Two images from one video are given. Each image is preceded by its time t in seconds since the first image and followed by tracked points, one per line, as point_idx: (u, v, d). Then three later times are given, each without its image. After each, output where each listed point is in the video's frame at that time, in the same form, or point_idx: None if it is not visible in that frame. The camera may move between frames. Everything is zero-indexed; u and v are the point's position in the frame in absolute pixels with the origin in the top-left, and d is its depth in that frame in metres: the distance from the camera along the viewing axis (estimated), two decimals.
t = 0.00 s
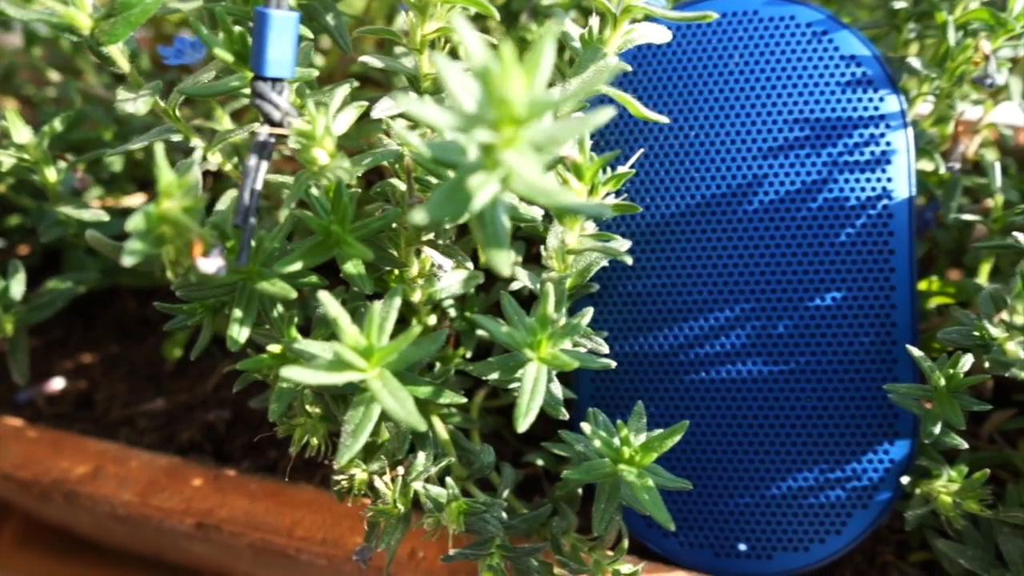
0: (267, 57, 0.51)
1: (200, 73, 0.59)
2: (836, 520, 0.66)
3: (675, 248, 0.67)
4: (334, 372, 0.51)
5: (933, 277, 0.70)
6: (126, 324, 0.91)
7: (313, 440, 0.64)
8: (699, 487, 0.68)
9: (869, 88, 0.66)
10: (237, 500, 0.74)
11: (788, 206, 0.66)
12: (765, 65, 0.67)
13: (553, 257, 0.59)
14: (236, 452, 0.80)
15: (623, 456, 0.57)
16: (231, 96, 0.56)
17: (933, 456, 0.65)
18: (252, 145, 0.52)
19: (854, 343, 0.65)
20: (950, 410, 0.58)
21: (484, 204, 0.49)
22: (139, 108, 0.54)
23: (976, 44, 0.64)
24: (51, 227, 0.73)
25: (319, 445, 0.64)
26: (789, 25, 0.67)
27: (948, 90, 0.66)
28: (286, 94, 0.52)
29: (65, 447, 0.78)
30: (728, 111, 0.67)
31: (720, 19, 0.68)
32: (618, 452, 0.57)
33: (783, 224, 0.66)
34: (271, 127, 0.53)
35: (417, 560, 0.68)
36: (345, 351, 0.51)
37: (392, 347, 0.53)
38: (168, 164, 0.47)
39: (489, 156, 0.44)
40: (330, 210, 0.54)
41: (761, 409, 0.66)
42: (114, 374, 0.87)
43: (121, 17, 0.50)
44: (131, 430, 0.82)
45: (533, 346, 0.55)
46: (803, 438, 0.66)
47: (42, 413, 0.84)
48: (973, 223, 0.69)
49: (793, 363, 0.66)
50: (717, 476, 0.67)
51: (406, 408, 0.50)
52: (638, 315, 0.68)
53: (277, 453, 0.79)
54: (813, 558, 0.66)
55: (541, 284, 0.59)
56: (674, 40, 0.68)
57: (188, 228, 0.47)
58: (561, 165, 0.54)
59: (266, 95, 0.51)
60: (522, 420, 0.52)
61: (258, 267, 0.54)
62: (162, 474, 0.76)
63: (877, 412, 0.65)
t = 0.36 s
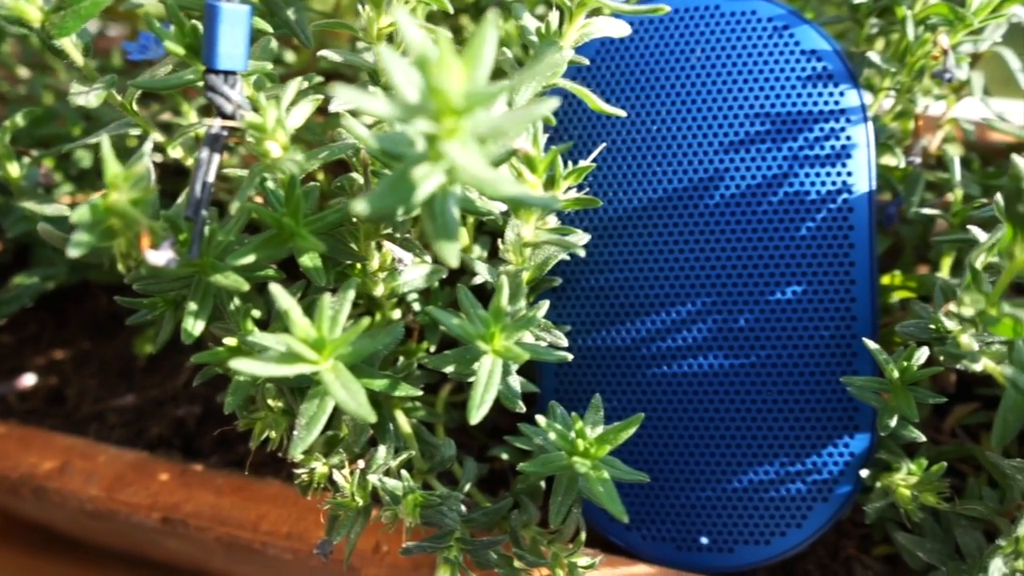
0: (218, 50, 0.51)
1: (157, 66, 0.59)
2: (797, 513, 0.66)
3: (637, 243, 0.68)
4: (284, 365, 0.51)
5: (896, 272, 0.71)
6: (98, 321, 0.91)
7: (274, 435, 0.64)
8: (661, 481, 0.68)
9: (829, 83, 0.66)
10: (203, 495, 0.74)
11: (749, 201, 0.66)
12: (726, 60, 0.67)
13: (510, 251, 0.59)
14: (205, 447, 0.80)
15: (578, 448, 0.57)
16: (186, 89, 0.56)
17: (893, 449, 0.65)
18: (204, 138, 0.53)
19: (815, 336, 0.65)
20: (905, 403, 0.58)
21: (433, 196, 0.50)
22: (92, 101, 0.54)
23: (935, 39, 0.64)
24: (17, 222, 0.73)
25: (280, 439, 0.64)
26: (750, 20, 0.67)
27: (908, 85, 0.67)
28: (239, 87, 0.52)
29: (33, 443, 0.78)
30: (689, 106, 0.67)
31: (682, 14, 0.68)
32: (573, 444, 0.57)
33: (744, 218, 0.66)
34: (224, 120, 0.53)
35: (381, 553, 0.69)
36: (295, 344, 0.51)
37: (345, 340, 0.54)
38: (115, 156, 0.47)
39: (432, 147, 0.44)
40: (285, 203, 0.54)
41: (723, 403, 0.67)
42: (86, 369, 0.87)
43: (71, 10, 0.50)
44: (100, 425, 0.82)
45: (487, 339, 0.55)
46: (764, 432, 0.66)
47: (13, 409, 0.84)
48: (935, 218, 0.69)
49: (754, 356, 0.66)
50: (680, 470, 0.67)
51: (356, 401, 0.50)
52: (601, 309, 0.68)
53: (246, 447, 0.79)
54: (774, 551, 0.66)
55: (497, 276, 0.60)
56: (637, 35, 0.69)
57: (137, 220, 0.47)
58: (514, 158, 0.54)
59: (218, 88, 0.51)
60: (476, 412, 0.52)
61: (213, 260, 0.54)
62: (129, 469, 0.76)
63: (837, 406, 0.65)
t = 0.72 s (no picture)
0: (165, 44, 0.51)
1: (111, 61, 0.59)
2: (756, 507, 0.66)
3: (598, 237, 0.68)
4: (234, 360, 0.51)
5: (857, 267, 0.71)
6: (70, 317, 0.91)
7: (233, 429, 0.64)
8: (622, 475, 0.68)
9: (788, 78, 0.66)
10: (169, 490, 0.74)
11: (708, 195, 0.66)
12: (685, 55, 0.67)
13: (465, 246, 0.59)
14: (174, 442, 0.80)
15: (531, 443, 0.57)
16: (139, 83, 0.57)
17: (851, 443, 0.65)
18: (154, 133, 0.53)
19: (773, 331, 0.65)
20: (858, 396, 0.58)
21: (381, 191, 0.50)
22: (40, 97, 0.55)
23: (891, 34, 0.64)
24: None
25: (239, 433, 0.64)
26: (710, 16, 0.67)
27: (866, 80, 0.67)
28: (189, 81, 0.52)
29: None
30: (649, 101, 0.67)
31: (643, 9, 0.68)
32: (526, 438, 0.57)
33: (703, 213, 0.66)
34: (173, 114, 0.53)
35: (344, 548, 0.69)
36: (245, 340, 0.51)
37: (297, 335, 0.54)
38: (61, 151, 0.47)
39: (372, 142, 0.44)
40: (237, 199, 0.55)
41: (682, 397, 0.67)
42: (56, 365, 0.87)
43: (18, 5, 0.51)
44: (69, 421, 0.82)
45: (439, 334, 0.55)
46: (723, 426, 0.66)
47: None
48: (895, 213, 0.70)
49: (714, 351, 0.66)
50: (640, 464, 0.68)
51: (305, 396, 0.51)
52: (562, 304, 0.68)
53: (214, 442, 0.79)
54: (733, 544, 0.66)
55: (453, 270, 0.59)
56: (598, 30, 0.69)
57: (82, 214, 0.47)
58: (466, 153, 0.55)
59: (166, 82, 0.51)
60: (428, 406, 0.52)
61: (165, 254, 0.55)
62: (96, 464, 0.76)
63: (795, 400, 0.65)
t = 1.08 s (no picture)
0: (121, 41, 0.52)
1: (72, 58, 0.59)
2: (719, 501, 0.66)
3: (562, 234, 0.68)
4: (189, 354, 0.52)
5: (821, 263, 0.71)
6: (43, 315, 0.91)
7: (197, 424, 0.64)
8: (586, 470, 0.68)
9: (749, 75, 0.66)
10: (138, 486, 0.74)
11: (670, 191, 0.67)
12: (648, 52, 0.67)
13: (424, 242, 0.59)
14: (144, 439, 0.80)
15: (489, 437, 0.57)
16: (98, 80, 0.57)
17: (812, 437, 0.66)
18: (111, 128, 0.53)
19: (735, 326, 0.66)
20: (815, 390, 0.59)
21: (335, 187, 0.50)
22: None
23: (852, 30, 0.65)
24: None
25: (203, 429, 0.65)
26: (672, 13, 0.68)
27: (827, 76, 0.67)
28: (146, 78, 0.53)
29: None
30: (612, 98, 0.68)
31: (606, 6, 0.69)
32: (485, 433, 0.58)
33: (666, 209, 0.67)
34: (131, 111, 0.53)
35: (312, 543, 0.69)
36: (201, 334, 0.51)
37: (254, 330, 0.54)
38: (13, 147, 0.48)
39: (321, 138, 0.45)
40: (196, 192, 0.55)
41: (645, 392, 0.67)
42: (28, 362, 0.87)
43: None
44: (40, 418, 0.83)
45: (397, 330, 0.56)
46: (685, 421, 0.66)
47: None
48: (857, 208, 0.70)
49: (676, 346, 0.67)
50: (604, 459, 0.68)
51: (260, 390, 0.51)
52: (526, 300, 0.69)
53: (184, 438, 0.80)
54: (696, 538, 0.67)
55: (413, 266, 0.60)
56: (561, 27, 0.69)
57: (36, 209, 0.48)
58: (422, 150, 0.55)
59: (122, 79, 0.52)
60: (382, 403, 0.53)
61: (123, 250, 0.56)
62: (64, 461, 0.76)
63: (757, 395, 0.66)
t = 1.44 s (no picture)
0: (75, 37, 0.51)
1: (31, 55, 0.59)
2: (680, 496, 0.67)
3: (525, 230, 0.68)
4: (143, 351, 0.52)
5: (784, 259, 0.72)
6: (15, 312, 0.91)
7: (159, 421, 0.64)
8: (549, 465, 0.69)
9: (711, 72, 0.67)
10: (104, 482, 0.74)
11: (632, 187, 0.67)
12: (610, 50, 0.68)
13: (384, 238, 0.60)
14: (113, 436, 0.80)
15: (446, 432, 0.58)
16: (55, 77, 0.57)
17: (772, 432, 0.66)
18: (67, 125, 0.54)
19: (696, 321, 0.66)
20: (771, 385, 0.59)
21: (288, 184, 0.50)
22: None
23: (810, 28, 0.65)
24: None
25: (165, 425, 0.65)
26: (634, 10, 0.68)
27: (787, 73, 0.67)
28: (100, 75, 0.53)
29: None
30: (575, 95, 0.68)
31: (569, 4, 0.69)
32: (442, 428, 0.58)
33: (627, 205, 0.67)
34: (86, 108, 0.54)
35: (277, 540, 0.69)
36: (154, 331, 0.52)
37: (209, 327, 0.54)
38: None
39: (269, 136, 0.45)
40: (154, 189, 0.54)
41: (608, 388, 0.67)
42: None
43: None
44: (9, 415, 0.83)
45: (354, 326, 0.56)
46: (648, 417, 0.67)
47: None
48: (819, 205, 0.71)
49: (638, 342, 0.67)
50: (567, 454, 0.68)
51: (212, 386, 0.51)
52: (490, 296, 0.69)
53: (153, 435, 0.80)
54: (659, 533, 0.67)
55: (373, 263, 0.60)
56: (525, 25, 0.70)
57: None
58: (378, 146, 0.56)
59: (75, 76, 0.52)
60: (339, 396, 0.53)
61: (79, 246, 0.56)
62: (32, 458, 0.76)
63: (718, 390, 0.66)
